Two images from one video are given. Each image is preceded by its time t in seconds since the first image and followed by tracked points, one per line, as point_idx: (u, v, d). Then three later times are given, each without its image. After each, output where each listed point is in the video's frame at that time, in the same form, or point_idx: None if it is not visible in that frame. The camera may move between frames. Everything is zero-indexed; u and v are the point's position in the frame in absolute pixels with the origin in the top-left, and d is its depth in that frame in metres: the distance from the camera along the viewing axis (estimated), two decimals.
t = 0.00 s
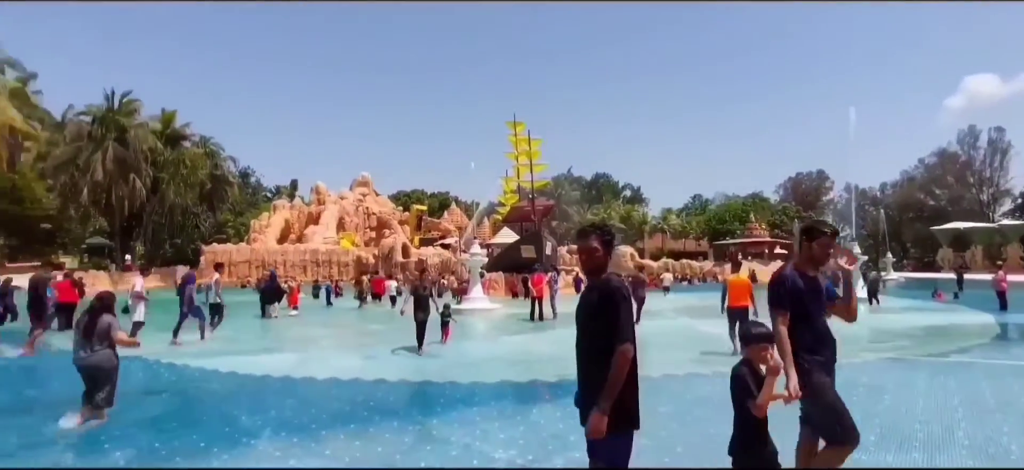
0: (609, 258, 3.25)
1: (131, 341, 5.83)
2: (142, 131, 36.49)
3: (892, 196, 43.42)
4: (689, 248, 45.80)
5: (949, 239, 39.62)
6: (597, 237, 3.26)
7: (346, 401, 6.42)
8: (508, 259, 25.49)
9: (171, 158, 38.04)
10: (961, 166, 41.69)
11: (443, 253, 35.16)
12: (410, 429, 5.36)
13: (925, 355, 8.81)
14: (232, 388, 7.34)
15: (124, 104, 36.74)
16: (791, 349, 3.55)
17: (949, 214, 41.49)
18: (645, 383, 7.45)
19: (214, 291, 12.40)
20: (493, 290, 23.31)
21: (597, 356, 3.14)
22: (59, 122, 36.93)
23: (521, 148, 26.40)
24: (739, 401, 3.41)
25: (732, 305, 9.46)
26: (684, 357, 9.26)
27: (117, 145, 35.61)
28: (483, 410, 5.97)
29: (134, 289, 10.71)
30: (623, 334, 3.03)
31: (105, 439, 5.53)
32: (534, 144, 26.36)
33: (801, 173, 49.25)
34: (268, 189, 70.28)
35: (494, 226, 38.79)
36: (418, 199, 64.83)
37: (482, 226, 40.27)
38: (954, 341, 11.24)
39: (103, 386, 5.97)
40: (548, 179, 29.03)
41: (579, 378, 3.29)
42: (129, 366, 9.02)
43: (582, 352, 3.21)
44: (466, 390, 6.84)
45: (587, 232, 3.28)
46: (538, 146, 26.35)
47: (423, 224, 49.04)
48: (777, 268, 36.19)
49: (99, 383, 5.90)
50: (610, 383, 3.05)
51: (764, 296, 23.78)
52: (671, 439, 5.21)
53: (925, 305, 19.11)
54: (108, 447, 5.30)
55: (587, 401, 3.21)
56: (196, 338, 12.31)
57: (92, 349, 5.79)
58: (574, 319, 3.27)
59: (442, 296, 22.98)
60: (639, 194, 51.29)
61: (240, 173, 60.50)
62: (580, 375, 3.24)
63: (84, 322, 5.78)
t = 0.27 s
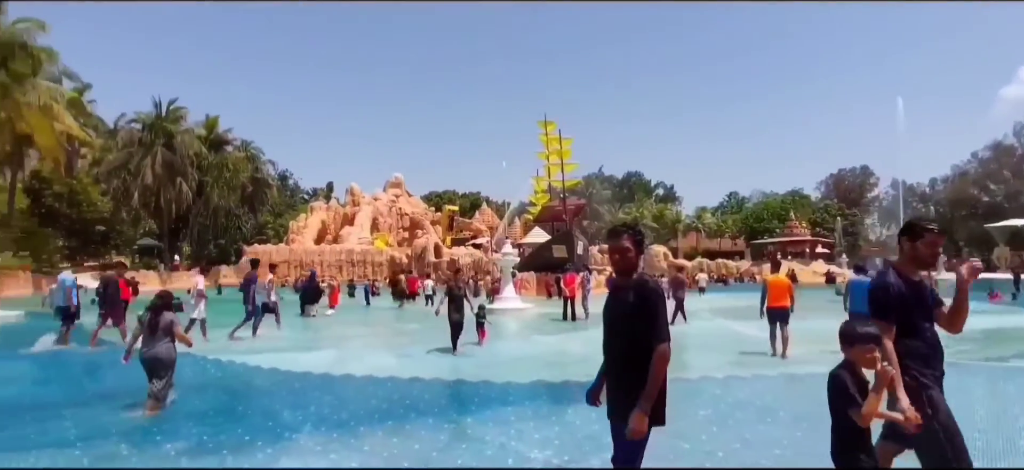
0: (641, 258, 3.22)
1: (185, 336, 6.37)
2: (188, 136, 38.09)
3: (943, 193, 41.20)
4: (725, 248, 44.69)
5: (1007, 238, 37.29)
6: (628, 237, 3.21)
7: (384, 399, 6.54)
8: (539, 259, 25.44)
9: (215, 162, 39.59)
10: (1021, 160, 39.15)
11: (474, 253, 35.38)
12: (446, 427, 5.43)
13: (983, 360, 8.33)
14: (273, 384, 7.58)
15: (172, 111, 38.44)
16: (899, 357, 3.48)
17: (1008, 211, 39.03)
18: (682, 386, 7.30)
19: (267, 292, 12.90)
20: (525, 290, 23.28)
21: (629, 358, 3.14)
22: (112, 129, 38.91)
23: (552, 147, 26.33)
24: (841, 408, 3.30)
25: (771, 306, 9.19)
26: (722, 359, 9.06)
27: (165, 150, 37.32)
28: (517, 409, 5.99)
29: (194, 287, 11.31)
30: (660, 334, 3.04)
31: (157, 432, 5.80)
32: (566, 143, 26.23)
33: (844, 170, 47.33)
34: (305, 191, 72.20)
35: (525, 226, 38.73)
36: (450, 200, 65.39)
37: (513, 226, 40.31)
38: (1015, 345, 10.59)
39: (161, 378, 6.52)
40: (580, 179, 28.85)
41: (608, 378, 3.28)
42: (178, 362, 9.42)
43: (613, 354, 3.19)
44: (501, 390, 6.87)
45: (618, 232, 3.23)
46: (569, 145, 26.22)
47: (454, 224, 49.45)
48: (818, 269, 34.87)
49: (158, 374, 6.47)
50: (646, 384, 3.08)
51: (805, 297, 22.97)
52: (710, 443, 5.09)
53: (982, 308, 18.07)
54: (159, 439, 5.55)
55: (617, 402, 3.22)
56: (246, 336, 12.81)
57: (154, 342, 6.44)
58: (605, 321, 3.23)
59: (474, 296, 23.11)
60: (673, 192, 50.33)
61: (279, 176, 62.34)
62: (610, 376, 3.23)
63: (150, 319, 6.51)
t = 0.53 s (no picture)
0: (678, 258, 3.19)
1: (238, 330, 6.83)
2: (231, 141, 39.55)
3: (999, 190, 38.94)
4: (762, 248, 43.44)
5: None
6: (667, 237, 3.18)
7: (418, 397, 6.65)
8: (571, 260, 25.31)
9: (255, 166, 40.98)
10: None
11: (505, 253, 35.48)
12: (479, 426, 5.47)
13: None
14: (311, 381, 7.79)
15: (215, 116, 39.96)
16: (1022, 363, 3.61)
17: None
18: (719, 390, 7.14)
19: (318, 292, 13.39)
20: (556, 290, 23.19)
21: (669, 362, 3.09)
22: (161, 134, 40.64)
23: (583, 147, 26.15)
24: (962, 434, 3.03)
25: (810, 308, 8.91)
26: (760, 362, 8.82)
27: (209, 154, 38.86)
28: (550, 410, 5.98)
29: (249, 285, 11.89)
30: (703, 336, 2.98)
31: (205, 424, 6.05)
32: (597, 143, 26.03)
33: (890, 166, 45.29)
34: (340, 193, 73.84)
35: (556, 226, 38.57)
36: (481, 200, 65.72)
37: (544, 226, 40.25)
38: None
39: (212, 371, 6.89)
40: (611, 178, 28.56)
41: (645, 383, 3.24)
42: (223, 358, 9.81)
43: (652, 359, 3.13)
44: (533, 390, 6.88)
45: (656, 232, 3.21)
46: (601, 144, 26.01)
47: (485, 225, 49.71)
48: (862, 270, 33.47)
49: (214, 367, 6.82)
50: (688, 386, 3.04)
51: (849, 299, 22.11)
52: (750, 450, 4.96)
53: None
54: (206, 432, 5.78)
55: (658, 407, 3.18)
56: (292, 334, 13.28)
57: (209, 336, 6.83)
58: (641, 324, 3.18)
59: (505, 296, 23.16)
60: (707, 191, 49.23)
61: (316, 178, 63.99)
62: (649, 381, 3.18)
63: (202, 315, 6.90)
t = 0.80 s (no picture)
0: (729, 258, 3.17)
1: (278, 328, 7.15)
2: (270, 144, 40.86)
3: None
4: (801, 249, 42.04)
5: None
6: (717, 237, 3.16)
7: (451, 396, 6.72)
8: (602, 260, 25.09)
9: (293, 168, 42.21)
10: None
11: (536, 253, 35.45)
12: (511, 427, 5.48)
13: None
14: (346, 378, 7.96)
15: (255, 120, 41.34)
16: None
17: None
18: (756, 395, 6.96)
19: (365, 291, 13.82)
20: (587, 291, 23.03)
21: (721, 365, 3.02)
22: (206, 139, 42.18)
23: (614, 146, 25.88)
24: None
25: (854, 311, 8.57)
26: (800, 367, 8.55)
27: (251, 157, 40.29)
28: (582, 412, 5.94)
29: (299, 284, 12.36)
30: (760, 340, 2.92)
31: (246, 418, 6.28)
32: (629, 142, 25.72)
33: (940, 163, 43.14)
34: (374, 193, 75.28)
35: (586, 226, 38.32)
36: (511, 200, 65.84)
37: (575, 226, 40.03)
38: None
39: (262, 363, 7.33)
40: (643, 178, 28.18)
41: (697, 387, 3.18)
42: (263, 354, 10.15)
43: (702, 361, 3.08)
44: (565, 392, 6.85)
45: (706, 232, 3.18)
46: (632, 143, 25.69)
47: (516, 225, 49.79)
48: (909, 272, 31.99)
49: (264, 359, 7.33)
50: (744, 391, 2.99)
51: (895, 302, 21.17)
52: (790, 459, 4.81)
53: None
54: (247, 427, 5.97)
55: (711, 412, 3.12)
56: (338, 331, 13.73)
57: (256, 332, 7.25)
58: (690, 327, 3.12)
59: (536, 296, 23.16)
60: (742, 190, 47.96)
61: (350, 180, 65.43)
62: (700, 384, 3.12)
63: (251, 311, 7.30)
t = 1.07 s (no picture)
0: (791, 257, 3.11)
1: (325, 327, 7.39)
2: (309, 147, 42.05)
3: None
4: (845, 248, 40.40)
5: None
6: (777, 237, 3.10)
7: (486, 395, 6.76)
8: (637, 260, 24.74)
9: (331, 170, 43.29)
10: None
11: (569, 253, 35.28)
12: (546, 426, 5.48)
13: None
14: (382, 376, 8.13)
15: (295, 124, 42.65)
16: None
17: None
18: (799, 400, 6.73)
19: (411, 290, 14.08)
20: (622, 291, 22.79)
21: (784, 371, 2.93)
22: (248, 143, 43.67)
23: (649, 144, 25.48)
24: None
25: (905, 314, 8.19)
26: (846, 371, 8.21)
27: (290, 160, 41.56)
28: (617, 414, 5.89)
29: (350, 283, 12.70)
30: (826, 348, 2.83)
31: (288, 412, 6.50)
32: (664, 140, 25.28)
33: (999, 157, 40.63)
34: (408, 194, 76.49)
35: (620, 225, 37.89)
36: (544, 200, 65.67)
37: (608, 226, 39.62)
38: None
39: (312, 357, 7.65)
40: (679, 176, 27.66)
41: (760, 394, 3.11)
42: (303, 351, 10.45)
43: (764, 367, 3.00)
44: (599, 392, 6.80)
45: (766, 232, 3.12)
46: (668, 141, 25.24)
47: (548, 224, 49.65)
48: (964, 273, 30.30)
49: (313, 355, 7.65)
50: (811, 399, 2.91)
51: (949, 305, 20.07)
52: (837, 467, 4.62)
53: None
54: (290, 421, 6.18)
55: (775, 420, 3.04)
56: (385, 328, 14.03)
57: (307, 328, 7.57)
58: (749, 332, 3.04)
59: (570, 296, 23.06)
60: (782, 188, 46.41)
61: (385, 181, 66.65)
62: (762, 388, 3.05)
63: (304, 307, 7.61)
